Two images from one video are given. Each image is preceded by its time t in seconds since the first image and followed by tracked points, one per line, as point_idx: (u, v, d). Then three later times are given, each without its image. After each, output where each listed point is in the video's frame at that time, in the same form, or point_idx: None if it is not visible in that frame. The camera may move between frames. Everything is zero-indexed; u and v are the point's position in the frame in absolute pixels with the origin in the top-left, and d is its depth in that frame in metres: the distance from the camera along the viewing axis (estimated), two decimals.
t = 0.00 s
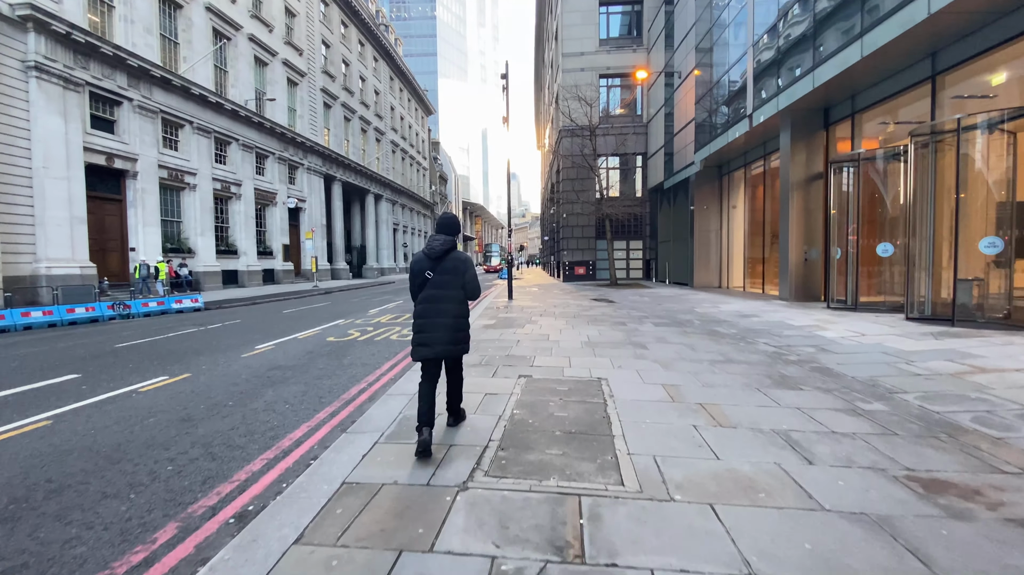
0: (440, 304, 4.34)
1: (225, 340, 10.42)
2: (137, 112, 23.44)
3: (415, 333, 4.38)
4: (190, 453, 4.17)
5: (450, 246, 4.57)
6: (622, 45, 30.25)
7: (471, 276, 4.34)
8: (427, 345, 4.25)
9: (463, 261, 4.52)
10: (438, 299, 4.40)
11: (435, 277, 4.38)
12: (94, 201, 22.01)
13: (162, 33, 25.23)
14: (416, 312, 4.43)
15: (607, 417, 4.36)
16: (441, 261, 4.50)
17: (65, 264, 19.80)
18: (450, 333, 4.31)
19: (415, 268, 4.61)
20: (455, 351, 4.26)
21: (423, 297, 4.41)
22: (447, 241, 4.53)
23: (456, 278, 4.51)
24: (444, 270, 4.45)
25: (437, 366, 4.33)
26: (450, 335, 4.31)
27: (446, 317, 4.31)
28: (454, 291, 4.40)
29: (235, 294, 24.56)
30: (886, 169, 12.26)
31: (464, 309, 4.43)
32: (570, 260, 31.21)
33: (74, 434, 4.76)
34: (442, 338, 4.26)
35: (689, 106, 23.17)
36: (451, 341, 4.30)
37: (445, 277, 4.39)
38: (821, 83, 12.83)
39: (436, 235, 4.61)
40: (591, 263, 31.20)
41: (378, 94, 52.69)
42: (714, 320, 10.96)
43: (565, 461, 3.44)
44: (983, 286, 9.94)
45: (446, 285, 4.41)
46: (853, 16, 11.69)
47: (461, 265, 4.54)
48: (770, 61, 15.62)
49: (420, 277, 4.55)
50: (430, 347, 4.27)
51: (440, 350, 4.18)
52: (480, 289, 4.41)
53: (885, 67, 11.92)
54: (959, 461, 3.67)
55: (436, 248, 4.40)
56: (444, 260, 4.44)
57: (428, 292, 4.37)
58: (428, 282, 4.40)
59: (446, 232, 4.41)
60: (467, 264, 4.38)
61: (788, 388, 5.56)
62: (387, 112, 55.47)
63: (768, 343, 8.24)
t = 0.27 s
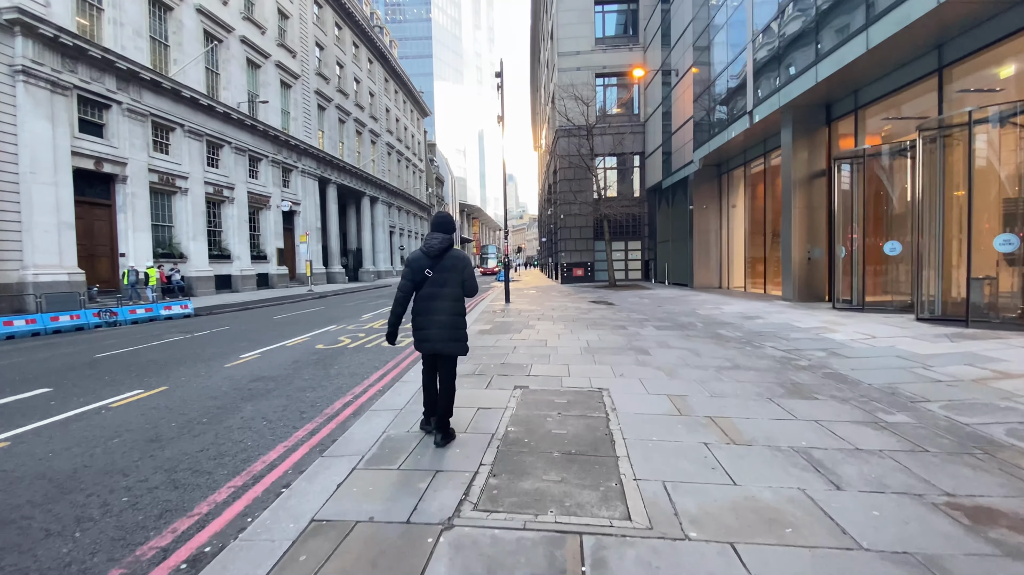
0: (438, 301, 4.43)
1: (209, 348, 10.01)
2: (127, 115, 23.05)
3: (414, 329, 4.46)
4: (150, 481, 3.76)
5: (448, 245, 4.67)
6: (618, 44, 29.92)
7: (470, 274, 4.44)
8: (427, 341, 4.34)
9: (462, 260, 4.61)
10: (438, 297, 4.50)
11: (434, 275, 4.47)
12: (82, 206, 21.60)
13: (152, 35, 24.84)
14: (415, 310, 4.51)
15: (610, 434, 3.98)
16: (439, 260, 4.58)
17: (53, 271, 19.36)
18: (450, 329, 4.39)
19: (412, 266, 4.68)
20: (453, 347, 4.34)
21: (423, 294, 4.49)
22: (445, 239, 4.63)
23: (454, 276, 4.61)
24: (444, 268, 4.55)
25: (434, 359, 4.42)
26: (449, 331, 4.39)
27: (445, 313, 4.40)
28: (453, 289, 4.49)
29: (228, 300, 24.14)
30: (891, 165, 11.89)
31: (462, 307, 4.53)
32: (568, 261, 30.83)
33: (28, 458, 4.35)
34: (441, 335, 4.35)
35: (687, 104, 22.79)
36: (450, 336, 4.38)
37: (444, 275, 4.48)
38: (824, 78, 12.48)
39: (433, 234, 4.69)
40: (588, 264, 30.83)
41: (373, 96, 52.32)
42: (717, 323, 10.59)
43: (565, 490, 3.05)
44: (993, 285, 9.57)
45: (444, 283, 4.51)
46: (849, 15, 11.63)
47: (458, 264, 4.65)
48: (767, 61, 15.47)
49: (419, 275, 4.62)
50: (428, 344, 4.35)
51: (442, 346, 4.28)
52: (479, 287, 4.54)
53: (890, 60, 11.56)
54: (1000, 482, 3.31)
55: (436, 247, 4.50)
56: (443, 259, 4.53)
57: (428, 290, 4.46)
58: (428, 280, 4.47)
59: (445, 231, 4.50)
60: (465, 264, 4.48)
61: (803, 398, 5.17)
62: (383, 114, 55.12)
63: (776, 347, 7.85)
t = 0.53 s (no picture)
0: (433, 307, 4.35)
1: (196, 353, 9.66)
2: (122, 116, 22.80)
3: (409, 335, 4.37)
4: (103, 504, 3.40)
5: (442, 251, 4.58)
6: (619, 44, 29.61)
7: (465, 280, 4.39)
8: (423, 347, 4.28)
9: (456, 265, 4.54)
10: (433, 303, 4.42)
11: (429, 281, 4.40)
12: (76, 208, 21.32)
13: (148, 36, 24.61)
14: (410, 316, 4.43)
15: (611, 451, 3.62)
16: (434, 265, 4.50)
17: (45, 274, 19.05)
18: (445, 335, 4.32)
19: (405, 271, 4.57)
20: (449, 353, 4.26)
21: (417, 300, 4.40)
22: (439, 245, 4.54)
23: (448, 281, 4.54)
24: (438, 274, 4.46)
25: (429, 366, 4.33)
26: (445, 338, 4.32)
27: (440, 319, 4.33)
28: (447, 294, 4.42)
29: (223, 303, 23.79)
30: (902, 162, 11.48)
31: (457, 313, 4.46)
32: (569, 263, 30.46)
33: None
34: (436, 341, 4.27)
35: (689, 103, 22.45)
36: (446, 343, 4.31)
37: (438, 280, 4.41)
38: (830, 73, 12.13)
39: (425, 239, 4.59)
40: (589, 266, 30.46)
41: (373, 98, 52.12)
42: (722, 326, 10.21)
43: (560, 520, 2.67)
44: (1010, 285, 9.16)
45: (439, 288, 4.44)
46: (848, 16, 11.57)
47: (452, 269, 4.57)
48: (768, 62, 15.30)
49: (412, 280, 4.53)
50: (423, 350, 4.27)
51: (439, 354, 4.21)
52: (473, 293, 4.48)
53: (900, 54, 11.18)
54: None
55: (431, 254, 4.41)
56: (437, 264, 4.46)
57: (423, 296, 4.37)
58: (423, 285, 4.40)
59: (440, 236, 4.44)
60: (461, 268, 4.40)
61: (819, 407, 4.79)
62: (382, 116, 54.92)
63: (786, 351, 7.47)
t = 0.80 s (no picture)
0: (426, 301, 4.81)
1: (185, 357, 9.36)
2: (121, 115, 22.59)
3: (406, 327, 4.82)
4: (49, 535, 3.08)
5: (435, 249, 5.07)
6: (623, 42, 29.25)
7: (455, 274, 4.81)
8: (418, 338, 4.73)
9: (447, 262, 5.01)
10: (426, 298, 4.88)
11: (421, 277, 4.86)
12: (74, 207, 21.10)
13: (148, 34, 24.43)
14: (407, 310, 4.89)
15: (613, 476, 3.26)
16: (426, 263, 4.98)
17: (41, 273, 18.82)
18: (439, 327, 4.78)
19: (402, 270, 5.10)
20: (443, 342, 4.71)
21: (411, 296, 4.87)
22: (431, 244, 5.01)
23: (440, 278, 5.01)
24: (429, 271, 4.91)
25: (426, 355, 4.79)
26: (439, 329, 4.78)
27: (433, 312, 4.79)
28: (439, 289, 4.88)
29: (222, 303, 23.53)
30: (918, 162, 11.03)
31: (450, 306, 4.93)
32: (571, 264, 30.08)
33: None
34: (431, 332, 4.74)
35: (695, 102, 22.03)
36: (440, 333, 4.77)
37: (430, 277, 4.89)
38: (842, 70, 11.70)
39: (421, 239, 5.09)
40: (592, 267, 30.08)
41: (376, 97, 51.94)
42: (729, 330, 9.85)
43: (553, 566, 2.32)
44: None
45: (432, 284, 4.89)
46: (855, 14, 11.28)
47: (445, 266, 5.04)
48: (774, 60, 14.92)
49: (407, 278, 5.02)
50: (419, 341, 4.73)
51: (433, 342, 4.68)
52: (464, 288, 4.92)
53: (916, 49, 10.74)
54: None
55: (422, 252, 4.90)
56: (430, 262, 4.93)
57: (415, 292, 4.84)
58: (415, 282, 4.85)
59: (431, 236, 4.93)
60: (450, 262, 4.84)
61: (839, 424, 4.43)
62: (385, 116, 54.68)
63: (798, 360, 7.09)
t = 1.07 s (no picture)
0: (427, 301, 4.86)
1: (173, 358, 9.05)
2: (118, 111, 22.34)
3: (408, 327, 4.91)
4: None
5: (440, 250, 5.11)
6: (627, 37, 28.78)
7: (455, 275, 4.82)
8: (419, 338, 4.79)
9: (450, 263, 5.01)
10: (427, 298, 4.94)
11: (424, 278, 4.93)
12: (70, 205, 20.86)
13: (146, 30, 24.15)
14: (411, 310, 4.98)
15: (616, 498, 2.90)
16: (430, 264, 5.03)
17: (36, 272, 18.57)
18: (440, 327, 4.80)
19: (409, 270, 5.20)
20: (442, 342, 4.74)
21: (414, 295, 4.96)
22: (435, 245, 5.05)
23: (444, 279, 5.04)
24: (432, 272, 4.96)
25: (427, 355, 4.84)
26: (440, 329, 4.81)
27: (434, 313, 4.82)
28: (441, 290, 4.91)
29: (220, 302, 23.25)
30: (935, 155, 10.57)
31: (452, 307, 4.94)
32: (574, 263, 29.68)
33: None
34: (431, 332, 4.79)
35: (700, 96, 21.55)
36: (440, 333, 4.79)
37: (432, 277, 4.93)
38: (854, 61, 11.26)
39: (428, 239, 5.15)
40: (596, 266, 29.67)
41: (377, 95, 51.61)
42: (738, 331, 9.46)
43: None
44: None
45: (434, 285, 4.93)
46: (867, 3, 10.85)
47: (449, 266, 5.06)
48: (782, 52, 14.50)
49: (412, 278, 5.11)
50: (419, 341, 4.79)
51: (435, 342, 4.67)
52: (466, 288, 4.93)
53: (933, 38, 10.29)
54: None
55: (425, 253, 4.95)
56: (433, 263, 4.98)
57: (418, 292, 4.93)
58: (418, 282, 4.92)
59: (434, 237, 4.95)
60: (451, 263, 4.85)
61: (865, 435, 4.04)
62: (387, 113, 54.32)
63: (813, 362, 6.70)
